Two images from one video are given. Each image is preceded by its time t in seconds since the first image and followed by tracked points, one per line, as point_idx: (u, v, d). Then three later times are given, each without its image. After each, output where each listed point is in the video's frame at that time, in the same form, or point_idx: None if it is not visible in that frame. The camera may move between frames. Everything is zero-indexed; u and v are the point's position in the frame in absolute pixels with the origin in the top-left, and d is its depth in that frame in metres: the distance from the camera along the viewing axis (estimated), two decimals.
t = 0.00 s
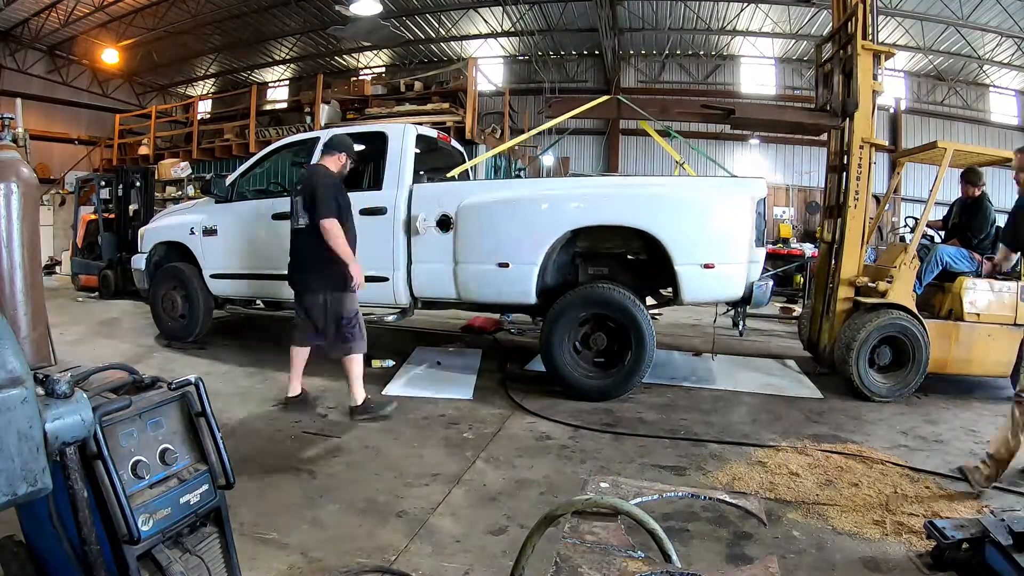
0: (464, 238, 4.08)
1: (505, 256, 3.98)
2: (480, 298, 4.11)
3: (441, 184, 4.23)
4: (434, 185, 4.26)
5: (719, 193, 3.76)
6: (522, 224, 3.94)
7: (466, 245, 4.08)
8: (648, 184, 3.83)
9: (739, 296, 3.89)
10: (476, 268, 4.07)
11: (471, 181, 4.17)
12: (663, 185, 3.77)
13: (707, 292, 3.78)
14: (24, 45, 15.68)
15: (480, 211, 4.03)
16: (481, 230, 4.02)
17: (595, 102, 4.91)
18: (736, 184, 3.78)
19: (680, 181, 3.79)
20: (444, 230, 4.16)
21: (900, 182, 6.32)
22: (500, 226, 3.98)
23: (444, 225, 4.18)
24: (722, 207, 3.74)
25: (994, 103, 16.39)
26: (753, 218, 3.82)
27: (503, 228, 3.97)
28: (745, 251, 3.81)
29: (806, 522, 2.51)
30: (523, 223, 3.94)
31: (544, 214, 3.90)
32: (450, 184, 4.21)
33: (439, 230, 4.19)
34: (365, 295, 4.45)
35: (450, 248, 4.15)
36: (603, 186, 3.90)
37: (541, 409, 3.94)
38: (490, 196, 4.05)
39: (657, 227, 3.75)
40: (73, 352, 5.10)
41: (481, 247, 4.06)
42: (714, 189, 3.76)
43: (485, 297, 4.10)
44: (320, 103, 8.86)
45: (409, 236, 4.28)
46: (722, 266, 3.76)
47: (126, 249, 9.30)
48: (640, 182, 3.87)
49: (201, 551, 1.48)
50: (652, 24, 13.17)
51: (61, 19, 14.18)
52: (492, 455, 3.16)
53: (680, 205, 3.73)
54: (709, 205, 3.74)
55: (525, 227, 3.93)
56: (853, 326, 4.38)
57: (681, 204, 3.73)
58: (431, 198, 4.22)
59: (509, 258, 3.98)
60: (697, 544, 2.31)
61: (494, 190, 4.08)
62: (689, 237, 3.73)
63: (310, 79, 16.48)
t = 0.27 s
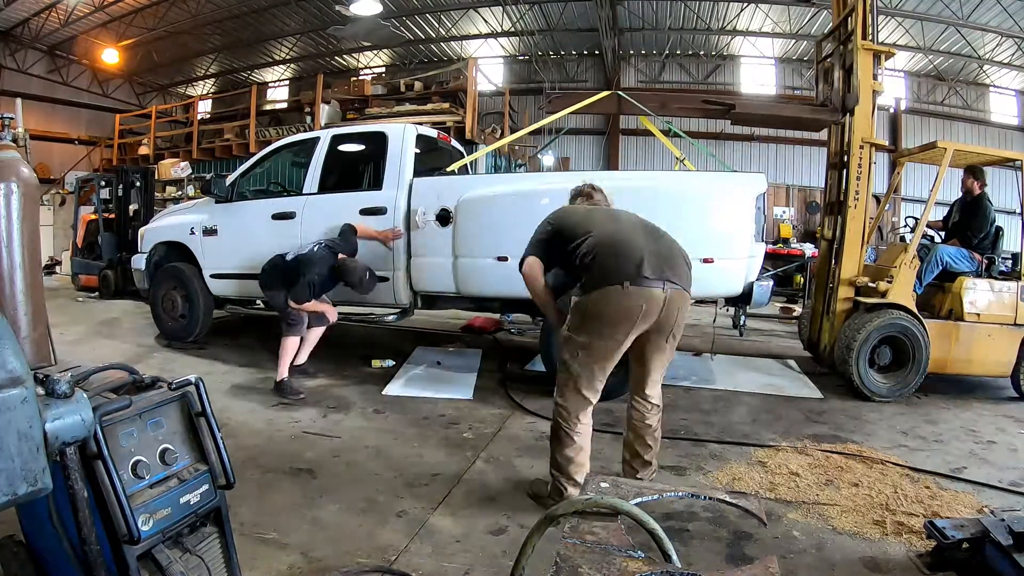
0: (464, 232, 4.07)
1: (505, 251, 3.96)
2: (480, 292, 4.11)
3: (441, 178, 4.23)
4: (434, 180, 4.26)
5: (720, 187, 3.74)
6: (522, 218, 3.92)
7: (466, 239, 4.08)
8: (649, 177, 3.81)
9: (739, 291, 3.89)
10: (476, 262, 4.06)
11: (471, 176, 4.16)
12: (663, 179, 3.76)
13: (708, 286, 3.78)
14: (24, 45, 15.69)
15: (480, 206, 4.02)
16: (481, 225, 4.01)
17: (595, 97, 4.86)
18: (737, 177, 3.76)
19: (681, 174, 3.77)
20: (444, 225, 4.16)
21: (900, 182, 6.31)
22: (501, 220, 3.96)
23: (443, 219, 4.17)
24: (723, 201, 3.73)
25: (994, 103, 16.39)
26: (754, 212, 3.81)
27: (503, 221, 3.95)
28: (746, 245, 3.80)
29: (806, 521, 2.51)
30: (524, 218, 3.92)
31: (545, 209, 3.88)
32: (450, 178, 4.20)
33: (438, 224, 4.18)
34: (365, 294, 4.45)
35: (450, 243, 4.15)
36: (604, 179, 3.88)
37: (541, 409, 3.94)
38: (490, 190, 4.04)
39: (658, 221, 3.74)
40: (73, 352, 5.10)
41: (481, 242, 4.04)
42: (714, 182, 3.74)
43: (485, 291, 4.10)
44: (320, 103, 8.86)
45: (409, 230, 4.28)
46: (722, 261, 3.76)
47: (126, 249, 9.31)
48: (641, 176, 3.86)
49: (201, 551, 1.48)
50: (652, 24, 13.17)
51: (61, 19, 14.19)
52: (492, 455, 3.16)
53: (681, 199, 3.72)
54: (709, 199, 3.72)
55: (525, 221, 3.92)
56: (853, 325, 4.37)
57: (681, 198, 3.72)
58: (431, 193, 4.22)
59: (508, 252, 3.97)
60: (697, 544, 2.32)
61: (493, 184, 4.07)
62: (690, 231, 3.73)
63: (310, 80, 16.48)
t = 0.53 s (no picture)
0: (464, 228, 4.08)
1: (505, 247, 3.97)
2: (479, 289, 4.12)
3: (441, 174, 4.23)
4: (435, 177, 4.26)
5: (720, 183, 3.74)
6: (522, 215, 3.93)
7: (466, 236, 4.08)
8: (649, 174, 3.82)
9: (738, 288, 3.89)
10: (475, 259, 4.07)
11: (471, 172, 4.17)
12: (663, 176, 3.76)
13: (707, 283, 3.78)
14: (25, 45, 15.69)
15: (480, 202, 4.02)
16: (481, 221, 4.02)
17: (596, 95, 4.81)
18: (737, 174, 3.76)
19: (680, 171, 3.78)
20: (444, 221, 4.17)
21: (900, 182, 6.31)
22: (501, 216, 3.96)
23: (443, 215, 4.18)
24: (723, 198, 3.73)
25: (994, 103, 16.38)
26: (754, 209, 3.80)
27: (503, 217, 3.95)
28: (746, 242, 3.80)
29: (806, 521, 2.51)
30: (524, 214, 3.93)
31: (545, 206, 3.89)
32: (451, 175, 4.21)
33: (439, 220, 4.19)
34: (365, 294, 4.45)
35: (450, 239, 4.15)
36: (604, 176, 3.88)
37: (541, 409, 3.94)
38: (490, 186, 4.04)
39: (658, 218, 3.74)
40: (73, 351, 5.10)
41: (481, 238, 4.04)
42: (714, 179, 3.75)
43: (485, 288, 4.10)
44: (320, 103, 8.87)
45: (409, 226, 4.28)
46: (722, 257, 3.76)
47: (126, 249, 9.31)
48: (641, 172, 3.86)
49: (201, 551, 1.48)
50: (652, 24, 13.17)
51: (61, 19, 14.19)
52: (492, 455, 3.16)
53: (681, 196, 3.72)
54: (709, 196, 3.72)
55: (525, 217, 3.93)
56: (853, 325, 4.37)
57: (681, 195, 3.73)
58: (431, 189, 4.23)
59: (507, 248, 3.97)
60: (697, 544, 2.32)
61: (494, 180, 4.07)
62: (690, 228, 3.73)
63: (310, 79, 16.48)
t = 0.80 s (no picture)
0: (463, 223, 4.08)
1: (503, 242, 3.97)
2: (477, 284, 4.11)
3: (440, 170, 4.23)
4: (434, 172, 4.26)
5: (720, 181, 3.73)
6: (521, 211, 3.93)
7: (464, 231, 4.08)
8: (649, 172, 3.81)
9: (736, 285, 3.87)
10: (473, 253, 4.07)
11: (471, 168, 4.17)
12: (663, 174, 3.76)
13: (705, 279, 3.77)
14: (25, 45, 15.69)
15: (479, 198, 4.02)
16: (480, 216, 4.02)
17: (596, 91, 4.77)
18: (737, 173, 3.76)
19: (680, 169, 3.78)
20: (442, 215, 4.17)
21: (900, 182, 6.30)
22: (499, 211, 3.97)
23: (442, 211, 4.18)
24: (723, 196, 3.73)
25: (994, 103, 16.38)
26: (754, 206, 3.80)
27: (501, 213, 3.96)
28: (744, 239, 3.79)
29: (806, 521, 2.51)
30: (524, 210, 3.92)
31: (544, 203, 3.88)
32: (450, 170, 4.21)
33: (437, 216, 4.18)
34: (365, 294, 4.46)
35: (448, 235, 4.16)
36: (604, 173, 3.88)
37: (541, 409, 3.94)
38: (489, 182, 4.04)
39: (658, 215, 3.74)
40: (73, 351, 5.10)
41: (479, 233, 4.04)
42: (714, 176, 3.74)
43: (483, 284, 4.09)
44: (320, 103, 8.87)
45: (409, 221, 4.28)
46: (721, 254, 3.75)
47: (126, 249, 9.31)
48: (641, 170, 3.85)
49: (201, 551, 1.48)
50: (652, 24, 13.17)
51: (61, 19, 14.20)
52: (492, 455, 3.16)
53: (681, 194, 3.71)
54: (708, 193, 3.72)
55: (524, 213, 3.92)
56: (853, 325, 4.36)
57: (680, 191, 3.72)
58: (430, 185, 4.23)
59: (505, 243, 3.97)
60: (697, 544, 2.32)
61: (493, 177, 4.07)
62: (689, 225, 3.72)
63: (310, 79, 16.47)
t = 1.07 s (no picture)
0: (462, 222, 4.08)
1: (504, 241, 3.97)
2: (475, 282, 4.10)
3: (440, 169, 4.23)
4: (433, 171, 4.26)
5: (720, 180, 3.74)
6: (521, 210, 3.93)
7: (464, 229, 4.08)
8: (649, 171, 3.82)
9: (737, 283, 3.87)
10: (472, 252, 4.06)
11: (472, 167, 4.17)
12: (663, 173, 3.76)
13: (705, 278, 3.76)
14: (24, 45, 15.68)
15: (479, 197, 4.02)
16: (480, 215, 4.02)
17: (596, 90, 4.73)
18: (737, 172, 3.77)
19: (680, 169, 3.78)
20: (442, 214, 4.16)
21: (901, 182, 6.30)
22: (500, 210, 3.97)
23: (443, 209, 4.18)
24: (723, 195, 3.73)
25: (994, 103, 16.39)
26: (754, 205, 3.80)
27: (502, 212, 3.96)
28: (745, 238, 3.79)
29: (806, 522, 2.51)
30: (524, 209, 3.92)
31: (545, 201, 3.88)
32: (450, 169, 4.21)
33: (438, 215, 4.18)
34: (365, 295, 4.46)
35: (447, 234, 4.15)
36: (603, 172, 3.89)
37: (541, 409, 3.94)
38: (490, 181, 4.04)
39: (658, 213, 3.74)
40: (73, 352, 5.10)
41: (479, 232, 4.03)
42: (714, 174, 3.74)
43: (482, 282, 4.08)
44: (320, 103, 8.87)
45: (408, 220, 4.28)
46: (720, 253, 3.75)
47: (126, 249, 9.31)
48: (641, 169, 3.86)
49: (201, 551, 1.48)
50: (652, 24, 13.18)
51: (61, 19, 14.20)
52: (492, 455, 3.16)
53: (681, 193, 3.72)
54: (709, 191, 3.72)
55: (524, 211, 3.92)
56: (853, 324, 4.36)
57: (680, 189, 3.73)
58: (429, 184, 4.23)
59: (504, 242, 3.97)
60: (697, 544, 2.32)
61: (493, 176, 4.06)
62: (690, 224, 3.72)
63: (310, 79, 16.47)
